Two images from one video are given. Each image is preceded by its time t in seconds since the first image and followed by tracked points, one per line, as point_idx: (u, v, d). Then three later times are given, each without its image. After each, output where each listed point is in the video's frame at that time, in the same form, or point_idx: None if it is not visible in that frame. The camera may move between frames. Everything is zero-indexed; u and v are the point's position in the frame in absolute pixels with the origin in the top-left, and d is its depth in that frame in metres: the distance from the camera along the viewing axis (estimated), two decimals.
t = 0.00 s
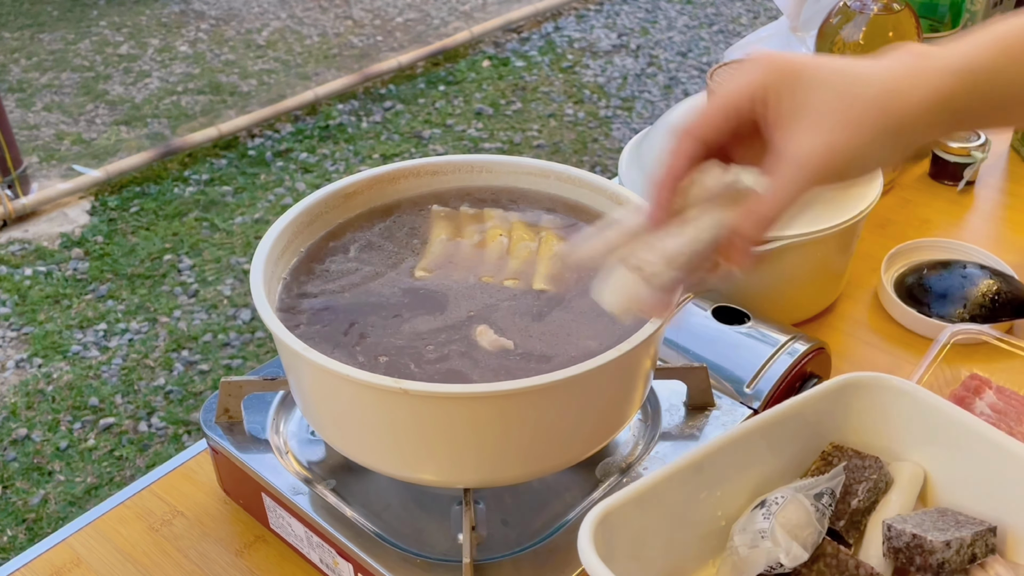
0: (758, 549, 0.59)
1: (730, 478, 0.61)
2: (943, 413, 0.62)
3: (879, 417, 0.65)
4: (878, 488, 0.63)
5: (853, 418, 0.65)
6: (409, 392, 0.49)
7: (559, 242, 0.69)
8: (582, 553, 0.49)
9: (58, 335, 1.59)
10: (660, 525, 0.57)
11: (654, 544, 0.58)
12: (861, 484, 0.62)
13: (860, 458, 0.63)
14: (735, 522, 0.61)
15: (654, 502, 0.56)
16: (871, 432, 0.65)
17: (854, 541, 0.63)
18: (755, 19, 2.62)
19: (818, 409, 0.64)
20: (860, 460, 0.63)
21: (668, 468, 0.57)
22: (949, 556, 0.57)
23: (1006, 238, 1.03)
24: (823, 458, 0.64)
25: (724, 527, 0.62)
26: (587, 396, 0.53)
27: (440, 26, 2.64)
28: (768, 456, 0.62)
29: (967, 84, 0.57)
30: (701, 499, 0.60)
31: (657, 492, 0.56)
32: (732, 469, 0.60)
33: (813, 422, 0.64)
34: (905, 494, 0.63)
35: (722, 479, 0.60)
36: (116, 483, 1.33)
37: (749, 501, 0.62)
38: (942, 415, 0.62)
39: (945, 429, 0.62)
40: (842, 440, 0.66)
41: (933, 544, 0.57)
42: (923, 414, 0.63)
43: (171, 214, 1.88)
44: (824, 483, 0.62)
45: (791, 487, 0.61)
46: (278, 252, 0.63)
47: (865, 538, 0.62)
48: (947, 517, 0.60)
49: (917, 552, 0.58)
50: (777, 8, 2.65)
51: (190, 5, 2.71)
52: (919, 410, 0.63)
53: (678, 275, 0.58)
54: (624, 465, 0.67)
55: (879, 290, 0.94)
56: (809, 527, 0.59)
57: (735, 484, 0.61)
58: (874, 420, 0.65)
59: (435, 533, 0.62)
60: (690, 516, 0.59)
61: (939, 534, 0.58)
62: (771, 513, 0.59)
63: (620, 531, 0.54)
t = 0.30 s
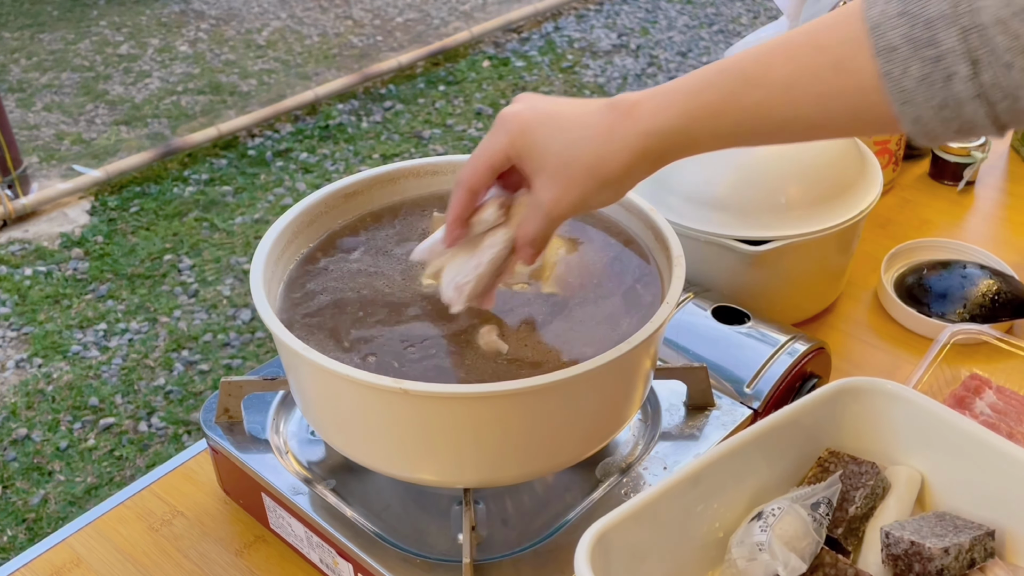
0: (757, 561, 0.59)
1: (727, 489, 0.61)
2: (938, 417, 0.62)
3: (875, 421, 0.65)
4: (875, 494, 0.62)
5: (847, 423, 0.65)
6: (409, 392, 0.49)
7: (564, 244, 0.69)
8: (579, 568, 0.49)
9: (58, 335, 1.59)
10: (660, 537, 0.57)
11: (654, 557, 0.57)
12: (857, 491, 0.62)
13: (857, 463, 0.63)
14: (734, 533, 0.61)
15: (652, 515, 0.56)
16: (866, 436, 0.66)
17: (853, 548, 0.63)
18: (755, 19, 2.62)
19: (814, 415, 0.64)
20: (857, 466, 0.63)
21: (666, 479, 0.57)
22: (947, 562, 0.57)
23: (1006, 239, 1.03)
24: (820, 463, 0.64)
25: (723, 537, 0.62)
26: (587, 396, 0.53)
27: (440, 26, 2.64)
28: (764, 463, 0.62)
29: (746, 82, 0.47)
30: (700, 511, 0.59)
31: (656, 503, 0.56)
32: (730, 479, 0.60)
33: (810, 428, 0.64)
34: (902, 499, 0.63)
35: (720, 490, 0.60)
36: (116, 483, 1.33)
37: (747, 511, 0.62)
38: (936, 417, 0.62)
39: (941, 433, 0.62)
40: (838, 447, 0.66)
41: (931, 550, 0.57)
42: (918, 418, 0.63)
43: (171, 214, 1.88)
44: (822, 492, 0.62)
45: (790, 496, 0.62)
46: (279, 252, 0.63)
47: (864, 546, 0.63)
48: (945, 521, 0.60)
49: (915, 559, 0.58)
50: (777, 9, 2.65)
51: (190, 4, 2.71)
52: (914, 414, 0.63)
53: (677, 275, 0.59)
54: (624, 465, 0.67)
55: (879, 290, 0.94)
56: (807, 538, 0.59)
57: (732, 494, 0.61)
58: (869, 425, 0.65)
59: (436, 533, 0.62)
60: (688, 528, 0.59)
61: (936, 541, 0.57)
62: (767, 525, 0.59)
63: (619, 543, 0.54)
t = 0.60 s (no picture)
0: (755, 562, 0.59)
1: (725, 488, 0.61)
2: (935, 414, 0.62)
3: (871, 419, 0.65)
4: (873, 493, 0.63)
5: (844, 421, 0.66)
6: (409, 393, 0.49)
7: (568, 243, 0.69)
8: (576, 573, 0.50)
9: (58, 335, 1.59)
10: (658, 537, 0.57)
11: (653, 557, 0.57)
12: (854, 490, 0.63)
13: (854, 461, 0.64)
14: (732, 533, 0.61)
15: (649, 516, 0.56)
16: (863, 435, 0.66)
17: (851, 547, 0.63)
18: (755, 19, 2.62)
19: (811, 414, 0.64)
20: (854, 465, 0.64)
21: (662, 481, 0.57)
22: (948, 561, 0.57)
23: (1006, 239, 1.03)
24: (817, 462, 0.64)
25: (721, 539, 0.62)
26: (587, 395, 0.53)
27: (440, 26, 2.64)
28: (761, 462, 0.62)
29: (858, 52, 0.43)
30: (697, 512, 0.60)
31: (655, 503, 0.56)
32: (726, 478, 0.60)
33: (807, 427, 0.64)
34: (900, 497, 0.63)
35: (718, 490, 0.60)
36: (116, 483, 1.33)
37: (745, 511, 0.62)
38: (933, 415, 0.62)
39: (938, 432, 0.62)
40: (835, 445, 0.66)
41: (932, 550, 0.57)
42: (914, 416, 0.63)
43: (171, 214, 1.88)
44: (820, 492, 0.62)
45: (787, 496, 0.62)
46: (278, 251, 0.63)
47: (862, 544, 0.63)
48: (944, 520, 0.60)
49: (914, 558, 0.58)
50: (777, 9, 2.65)
51: (190, 5, 2.71)
52: (910, 412, 0.63)
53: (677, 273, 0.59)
54: (625, 465, 0.67)
55: (879, 290, 0.94)
56: (805, 538, 0.59)
57: (729, 494, 0.61)
58: (866, 423, 0.65)
59: (435, 533, 0.62)
60: (686, 528, 0.59)
61: (935, 540, 0.57)
62: (766, 527, 0.59)
63: (616, 544, 0.54)
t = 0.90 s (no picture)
0: (754, 552, 0.59)
1: (725, 482, 0.61)
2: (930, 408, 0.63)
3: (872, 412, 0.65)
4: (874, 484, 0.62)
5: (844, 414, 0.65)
6: (408, 393, 0.49)
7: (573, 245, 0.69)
8: (578, 562, 0.49)
9: (58, 335, 1.59)
10: (658, 530, 0.57)
11: (653, 550, 0.58)
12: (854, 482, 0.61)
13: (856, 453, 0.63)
14: (732, 525, 0.62)
15: (649, 508, 0.56)
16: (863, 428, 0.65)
17: (850, 539, 0.62)
18: (755, 19, 2.62)
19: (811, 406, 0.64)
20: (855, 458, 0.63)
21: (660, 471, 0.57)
22: (947, 551, 0.57)
23: (1006, 239, 1.03)
24: (817, 455, 0.64)
25: (720, 529, 0.62)
26: (587, 395, 0.53)
27: (440, 26, 2.64)
28: (761, 455, 0.62)
29: None
30: (697, 503, 0.60)
31: (654, 497, 0.56)
32: (726, 470, 0.60)
33: (807, 420, 0.64)
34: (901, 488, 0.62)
35: (717, 483, 0.60)
36: (116, 483, 1.33)
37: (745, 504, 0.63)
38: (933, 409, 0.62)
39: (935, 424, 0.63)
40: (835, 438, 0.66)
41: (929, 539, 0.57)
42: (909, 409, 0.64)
43: (171, 214, 1.88)
44: (819, 482, 0.62)
45: (785, 488, 0.62)
46: (279, 251, 0.63)
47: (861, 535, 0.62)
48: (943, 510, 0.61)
49: (914, 548, 0.58)
50: (777, 9, 2.65)
51: (190, 5, 2.71)
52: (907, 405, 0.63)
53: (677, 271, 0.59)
54: (625, 465, 0.67)
55: (879, 290, 0.94)
56: (806, 528, 0.58)
57: (729, 485, 0.61)
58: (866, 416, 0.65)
59: (435, 533, 0.62)
60: (685, 520, 0.59)
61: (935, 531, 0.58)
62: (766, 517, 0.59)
63: (616, 537, 0.54)
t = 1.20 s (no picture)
0: (749, 525, 0.57)
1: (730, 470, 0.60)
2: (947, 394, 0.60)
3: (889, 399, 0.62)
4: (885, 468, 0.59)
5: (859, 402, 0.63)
6: (408, 393, 0.49)
7: (576, 245, 0.68)
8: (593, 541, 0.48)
9: (58, 335, 1.59)
10: (662, 520, 0.57)
11: (656, 539, 0.57)
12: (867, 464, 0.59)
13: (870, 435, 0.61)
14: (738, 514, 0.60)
15: (654, 498, 0.55)
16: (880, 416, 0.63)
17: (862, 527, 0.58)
18: (755, 19, 2.62)
19: (824, 396, 0.62)
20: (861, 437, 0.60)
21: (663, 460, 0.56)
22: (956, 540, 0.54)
23: (1007, 239, 1.03)
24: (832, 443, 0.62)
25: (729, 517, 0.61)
26: (587, 394, 0.53)
27: (440, 26, 2.64)
28: (769, 445, 0.61)
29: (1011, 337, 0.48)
30: (702, 493, 0.59)
31: (658, 488, 0.55)
32: (731, 459, 0.59)
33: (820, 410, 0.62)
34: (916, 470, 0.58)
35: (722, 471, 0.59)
36: (116, 483, 1.33)
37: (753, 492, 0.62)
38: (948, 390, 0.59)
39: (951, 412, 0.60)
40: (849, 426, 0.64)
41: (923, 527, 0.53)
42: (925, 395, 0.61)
43: (171, 214, 1.88)
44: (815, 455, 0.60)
45: (779, 462, 0.60)
46: (279, 251, 0.63)
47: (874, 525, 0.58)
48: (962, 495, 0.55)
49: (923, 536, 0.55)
50: (777, 8, 2.65)
51: (190, 5, 2.71)
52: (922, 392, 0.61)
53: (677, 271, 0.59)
54: (625, 465, 0.67)
55: (879, 290, 0.94)
56: (799, 497, 0.57)
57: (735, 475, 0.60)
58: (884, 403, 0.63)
59: (435, 533, 0.62)
60: (689, 509, 0.59)
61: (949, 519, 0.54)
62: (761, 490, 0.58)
63: (622, 526, 0.53)
